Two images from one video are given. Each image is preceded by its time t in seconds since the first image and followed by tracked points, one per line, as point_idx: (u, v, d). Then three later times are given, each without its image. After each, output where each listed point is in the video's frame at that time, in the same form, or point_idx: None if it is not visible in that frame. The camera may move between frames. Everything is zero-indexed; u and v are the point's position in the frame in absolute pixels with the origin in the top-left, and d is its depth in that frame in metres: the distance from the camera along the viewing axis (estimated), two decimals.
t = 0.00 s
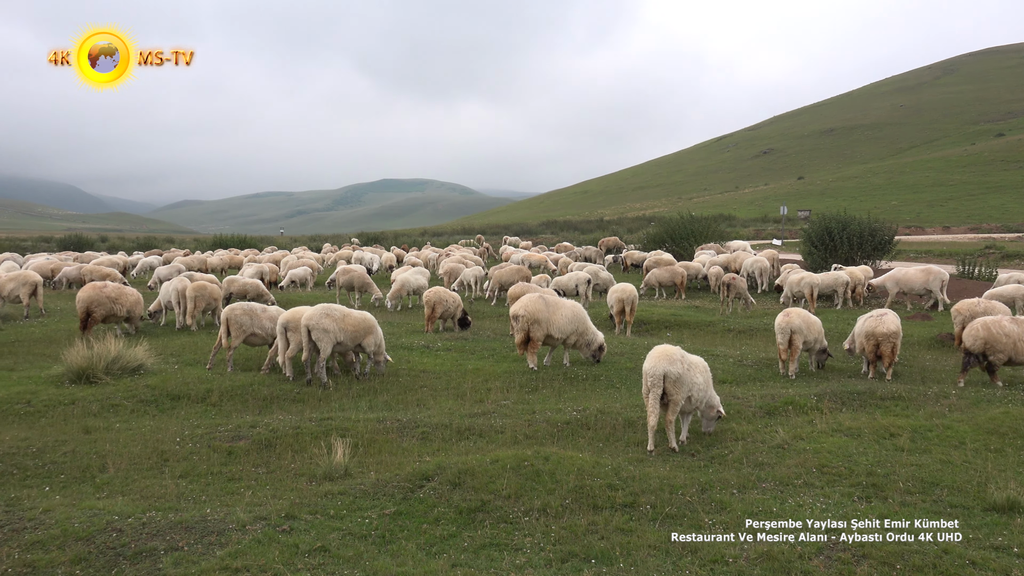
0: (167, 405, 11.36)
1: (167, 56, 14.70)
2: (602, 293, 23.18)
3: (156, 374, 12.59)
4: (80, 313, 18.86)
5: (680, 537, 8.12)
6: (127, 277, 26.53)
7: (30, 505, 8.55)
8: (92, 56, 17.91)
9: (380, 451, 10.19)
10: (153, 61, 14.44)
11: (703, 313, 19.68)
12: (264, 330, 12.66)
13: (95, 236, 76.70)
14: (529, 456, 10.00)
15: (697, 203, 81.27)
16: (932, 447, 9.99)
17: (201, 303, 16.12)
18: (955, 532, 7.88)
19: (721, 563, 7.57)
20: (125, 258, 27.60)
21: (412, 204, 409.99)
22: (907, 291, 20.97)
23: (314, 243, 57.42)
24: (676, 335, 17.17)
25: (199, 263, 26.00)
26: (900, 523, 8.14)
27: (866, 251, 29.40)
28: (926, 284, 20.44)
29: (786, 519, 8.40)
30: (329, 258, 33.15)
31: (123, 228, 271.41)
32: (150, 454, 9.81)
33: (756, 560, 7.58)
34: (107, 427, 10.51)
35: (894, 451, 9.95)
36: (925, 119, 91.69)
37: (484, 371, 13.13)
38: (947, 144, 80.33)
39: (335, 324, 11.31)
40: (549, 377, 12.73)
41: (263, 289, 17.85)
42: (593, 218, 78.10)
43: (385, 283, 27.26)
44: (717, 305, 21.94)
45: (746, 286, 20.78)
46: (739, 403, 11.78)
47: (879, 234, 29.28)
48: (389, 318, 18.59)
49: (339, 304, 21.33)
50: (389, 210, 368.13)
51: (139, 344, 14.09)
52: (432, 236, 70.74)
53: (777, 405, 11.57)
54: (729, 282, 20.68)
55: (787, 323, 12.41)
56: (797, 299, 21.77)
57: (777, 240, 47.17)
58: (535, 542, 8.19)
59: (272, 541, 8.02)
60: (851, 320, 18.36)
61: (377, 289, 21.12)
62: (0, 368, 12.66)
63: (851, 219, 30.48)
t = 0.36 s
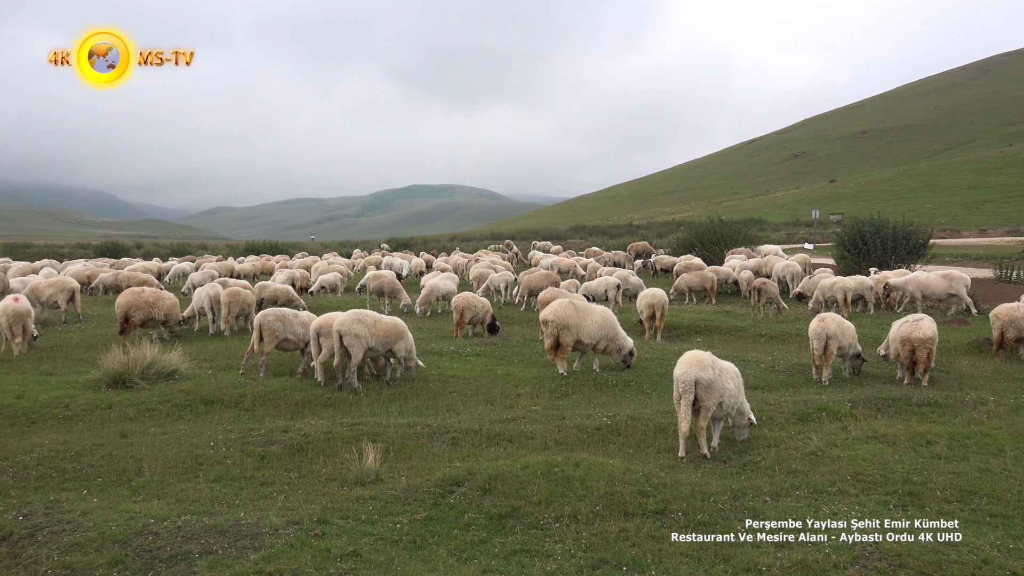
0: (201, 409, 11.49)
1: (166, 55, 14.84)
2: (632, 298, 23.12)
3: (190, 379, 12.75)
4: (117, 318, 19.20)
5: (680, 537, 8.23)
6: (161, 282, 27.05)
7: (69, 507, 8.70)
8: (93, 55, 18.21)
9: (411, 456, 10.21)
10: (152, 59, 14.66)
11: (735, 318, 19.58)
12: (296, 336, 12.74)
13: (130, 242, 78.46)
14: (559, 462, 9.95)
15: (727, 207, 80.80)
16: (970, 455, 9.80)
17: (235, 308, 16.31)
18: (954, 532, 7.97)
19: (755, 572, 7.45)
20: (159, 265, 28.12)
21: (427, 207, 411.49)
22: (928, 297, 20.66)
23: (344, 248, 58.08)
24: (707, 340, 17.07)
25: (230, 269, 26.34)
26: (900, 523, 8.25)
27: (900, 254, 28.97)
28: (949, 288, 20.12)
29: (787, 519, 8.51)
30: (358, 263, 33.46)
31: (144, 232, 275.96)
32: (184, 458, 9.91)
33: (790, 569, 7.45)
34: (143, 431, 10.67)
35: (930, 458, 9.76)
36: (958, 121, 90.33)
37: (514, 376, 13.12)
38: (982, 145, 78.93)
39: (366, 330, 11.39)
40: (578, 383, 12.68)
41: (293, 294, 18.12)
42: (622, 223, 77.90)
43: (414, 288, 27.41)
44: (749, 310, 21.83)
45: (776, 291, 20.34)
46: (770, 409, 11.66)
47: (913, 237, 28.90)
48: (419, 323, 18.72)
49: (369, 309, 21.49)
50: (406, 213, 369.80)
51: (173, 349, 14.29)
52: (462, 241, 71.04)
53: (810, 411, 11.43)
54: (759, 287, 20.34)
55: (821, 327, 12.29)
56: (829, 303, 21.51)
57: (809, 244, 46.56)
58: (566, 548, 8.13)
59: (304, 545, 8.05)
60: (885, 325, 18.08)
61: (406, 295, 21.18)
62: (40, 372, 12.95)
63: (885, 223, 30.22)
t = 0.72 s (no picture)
0: (234, 415, 11.60)
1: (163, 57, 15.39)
2: (662, 304, 22.97)
3: (222, 385, 12.89)
4: (151, 324, 19.50)
5: (680, 537, 8.30)
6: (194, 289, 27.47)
7: (105, 512, 8.80)
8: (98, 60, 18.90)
9: (441, 463, 10.21)
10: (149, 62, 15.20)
11: (767, 325, 19.44)
12: (327, 342, 12.84)
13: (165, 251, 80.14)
14: (589, 470, 9.87)
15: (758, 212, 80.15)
16: (1010, 464, 9.54)
17: (268, 314, 16.45)
18: (954, 532, 8.00)
19: None
20: (191, 272, 28.56)
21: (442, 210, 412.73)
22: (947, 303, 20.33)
23: (373, 255, 58.64)
24: (738, 347, 16.95)
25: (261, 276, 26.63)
26: (901, 523, 8.30)
27: (936, 259, 28.59)
28: (964, 294, 19.75)
29: (787, 520, 8.57)
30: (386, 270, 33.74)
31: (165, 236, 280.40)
32: (218, 463, 10.01)
33: None
34: (176, 436, 10.79)
35: (968, 467, 9.53)
36: (993, 123, 88.72)
37: (543, 383, 13.08)
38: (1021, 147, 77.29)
39: (397, 336, 11.46)
40: (608, 389, 12.60)
41: (323, 301, 18.26)
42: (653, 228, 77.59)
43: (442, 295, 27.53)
44: (780, 316, 21.68)
45: (810, 296, 20.44)
46: (803, 417, 11.52)
47: (949, 242, 28.49)
48: (449, 329, 18.80)
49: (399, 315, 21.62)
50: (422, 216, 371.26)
51: (206, 355, 14.46)
52: (491, 247, 71.26)
53: (844, 419, 11.27)
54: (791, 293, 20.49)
55: (856, 334, 12.13)
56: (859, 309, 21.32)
57: (842, 248, 45.93)
58: (596, 556, 8.02)
59: (336, 551, 8.04)
60: (921, 332, 17.77)
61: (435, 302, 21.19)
62: (78, 378, 13.19)
63: (920, 228, 29.85)
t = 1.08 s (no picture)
0: (261, 419, 11.69)
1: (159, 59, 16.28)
2: (687, 309, 22.82)
3: (250, 389, 12.99)
4: (181, 329, 19.73)
5: (680, 537, 8.38)
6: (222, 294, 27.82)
7: (135, 514, 8.90)
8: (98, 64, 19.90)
9: (466, 468, 10.21)
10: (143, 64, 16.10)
11: (794, 331, 19.33)
12: (354, 346, 12.93)
13: (192, 256, 81.45)
14: (614, 476, 9.80)
15: (785, 217, 79.48)
16: None
17: (294, 319, 16.57)
18: (954, 532, 8.11)
19: None
20: (218, 278, 28.97)
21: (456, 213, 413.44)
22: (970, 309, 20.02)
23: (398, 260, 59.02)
24: (765, 352, 16.87)
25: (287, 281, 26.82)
26: (900, 524, 8.42)
27: (966, 264, 28.27)
28: (988, 299, 19.47)
29: (787, 519, 8.62)
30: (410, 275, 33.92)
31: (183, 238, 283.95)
32: (245, 467, 10.08)
33: None
34: (204, 440, 10.89)
35: (1003, 476, 9.31)
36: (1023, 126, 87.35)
37: (568, 389, 13.05)
38: None
39: (423, 342, 11.58)
40: (633, 395, 12.55)
41: (348, 305, 18.35)
42: (678, 233, 77.25)
43: (467, 300, 27.59)
44: (807, 321, 21.57)
45: (837, 303, 20.15)
46: (831, 424, 11.40)
47: (980, 247, 28.09)
48: (473, 334, 18.89)
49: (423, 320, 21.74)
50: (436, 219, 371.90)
51: (234, 359, 14.60)
52: (515, 252, 71.41)
53: (873, 426, 11.14)
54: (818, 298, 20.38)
55: (885, 340, 12.06)
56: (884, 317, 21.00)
57: (870, 254, 45.34)
58: (622, 563, 7.94)
59: (362, 555, 8.03)
60: (952, 338, 17.48)
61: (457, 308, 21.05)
62: (108, 381, 13.40)
63: (950, 232, 29.50)
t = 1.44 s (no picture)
0: (287, 423, 11.78)
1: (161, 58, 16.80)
2: (712, 316, 22.63)
3: (276, 393, 13.09)
4: (208, 333, 19.97)
5: (680, 537, 8.44)
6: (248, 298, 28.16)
7: (163, 517, 8.97)
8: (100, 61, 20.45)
9: (490, 473, 10.19)
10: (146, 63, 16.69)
11: (821, 338, 19.20)
12: (381, 350, 13.01)
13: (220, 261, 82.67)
14: (639, 483, 9.71)
15: (812, 223, 78.70)
16: None
17: (320, 324, 16.69)
18: (954, 532, 8.20)
19: None
20: (244, 283, 29.33)
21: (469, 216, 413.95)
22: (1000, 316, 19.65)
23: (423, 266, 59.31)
24: (791, 359, 16.82)
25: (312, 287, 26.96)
26: (900, 523, 8.48)
27: (998, 271, 27.92)
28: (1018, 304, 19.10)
29: (786, 519, 8.65)
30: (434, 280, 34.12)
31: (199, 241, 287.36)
32: (271, 471, 10.15)
33: None
34: (231, 443, 10.98)
35: None
36: None
37: (592, 395, 13.01)
38: None
39: (448, 347, 11.69)
40: (658, 402, 12.49)
41: (373, 310, 18.44)
42: (702, 239, 76.83)
43: (492, 306, 27.63)
44: (834, 329, 21.40)
45: (864, 309, 20.07)
46: (859, 432, 11.27)
47: (1011, 253, 27.76)
48: (497, 340, 18.95)
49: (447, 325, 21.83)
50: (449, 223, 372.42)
51: (260, 364, 14.73)
52: (539, 258, 71.45)
53: (902, 435, 11.00)
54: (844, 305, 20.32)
55: (916, 347, 11.93)
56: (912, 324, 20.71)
57: (898, 260, 44.79)
58: (648, 571, 7.83)
59: (386, 560, 8.01)
60: (983, 346, 17.19)
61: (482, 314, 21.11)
62: (137, 384, 13.59)
63: (981, 239, 29.19)
